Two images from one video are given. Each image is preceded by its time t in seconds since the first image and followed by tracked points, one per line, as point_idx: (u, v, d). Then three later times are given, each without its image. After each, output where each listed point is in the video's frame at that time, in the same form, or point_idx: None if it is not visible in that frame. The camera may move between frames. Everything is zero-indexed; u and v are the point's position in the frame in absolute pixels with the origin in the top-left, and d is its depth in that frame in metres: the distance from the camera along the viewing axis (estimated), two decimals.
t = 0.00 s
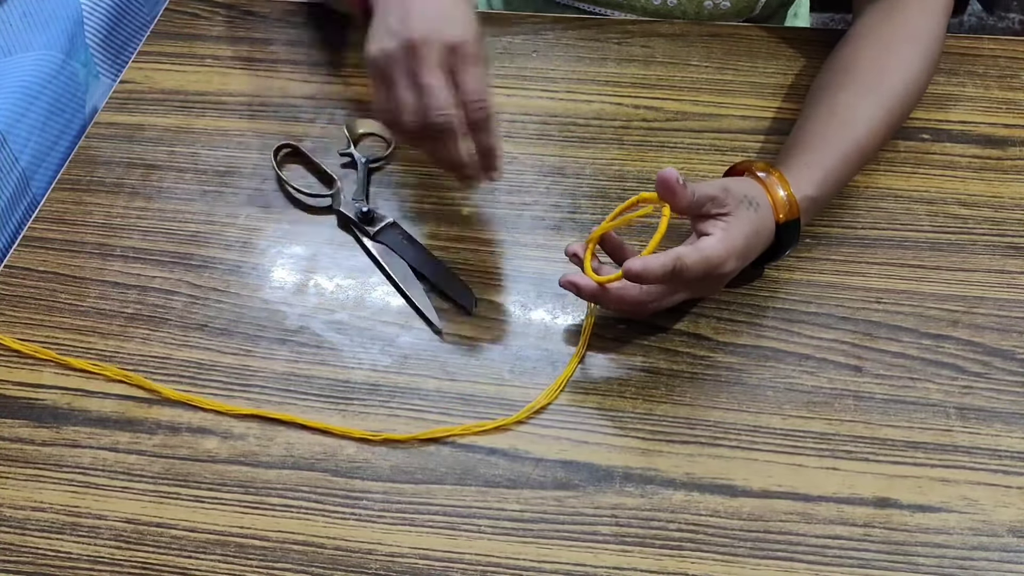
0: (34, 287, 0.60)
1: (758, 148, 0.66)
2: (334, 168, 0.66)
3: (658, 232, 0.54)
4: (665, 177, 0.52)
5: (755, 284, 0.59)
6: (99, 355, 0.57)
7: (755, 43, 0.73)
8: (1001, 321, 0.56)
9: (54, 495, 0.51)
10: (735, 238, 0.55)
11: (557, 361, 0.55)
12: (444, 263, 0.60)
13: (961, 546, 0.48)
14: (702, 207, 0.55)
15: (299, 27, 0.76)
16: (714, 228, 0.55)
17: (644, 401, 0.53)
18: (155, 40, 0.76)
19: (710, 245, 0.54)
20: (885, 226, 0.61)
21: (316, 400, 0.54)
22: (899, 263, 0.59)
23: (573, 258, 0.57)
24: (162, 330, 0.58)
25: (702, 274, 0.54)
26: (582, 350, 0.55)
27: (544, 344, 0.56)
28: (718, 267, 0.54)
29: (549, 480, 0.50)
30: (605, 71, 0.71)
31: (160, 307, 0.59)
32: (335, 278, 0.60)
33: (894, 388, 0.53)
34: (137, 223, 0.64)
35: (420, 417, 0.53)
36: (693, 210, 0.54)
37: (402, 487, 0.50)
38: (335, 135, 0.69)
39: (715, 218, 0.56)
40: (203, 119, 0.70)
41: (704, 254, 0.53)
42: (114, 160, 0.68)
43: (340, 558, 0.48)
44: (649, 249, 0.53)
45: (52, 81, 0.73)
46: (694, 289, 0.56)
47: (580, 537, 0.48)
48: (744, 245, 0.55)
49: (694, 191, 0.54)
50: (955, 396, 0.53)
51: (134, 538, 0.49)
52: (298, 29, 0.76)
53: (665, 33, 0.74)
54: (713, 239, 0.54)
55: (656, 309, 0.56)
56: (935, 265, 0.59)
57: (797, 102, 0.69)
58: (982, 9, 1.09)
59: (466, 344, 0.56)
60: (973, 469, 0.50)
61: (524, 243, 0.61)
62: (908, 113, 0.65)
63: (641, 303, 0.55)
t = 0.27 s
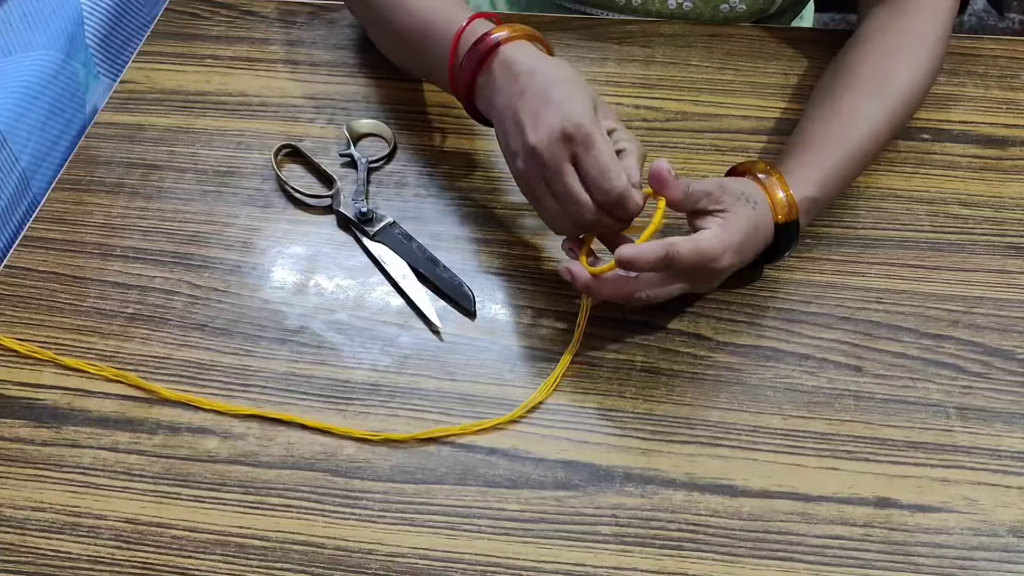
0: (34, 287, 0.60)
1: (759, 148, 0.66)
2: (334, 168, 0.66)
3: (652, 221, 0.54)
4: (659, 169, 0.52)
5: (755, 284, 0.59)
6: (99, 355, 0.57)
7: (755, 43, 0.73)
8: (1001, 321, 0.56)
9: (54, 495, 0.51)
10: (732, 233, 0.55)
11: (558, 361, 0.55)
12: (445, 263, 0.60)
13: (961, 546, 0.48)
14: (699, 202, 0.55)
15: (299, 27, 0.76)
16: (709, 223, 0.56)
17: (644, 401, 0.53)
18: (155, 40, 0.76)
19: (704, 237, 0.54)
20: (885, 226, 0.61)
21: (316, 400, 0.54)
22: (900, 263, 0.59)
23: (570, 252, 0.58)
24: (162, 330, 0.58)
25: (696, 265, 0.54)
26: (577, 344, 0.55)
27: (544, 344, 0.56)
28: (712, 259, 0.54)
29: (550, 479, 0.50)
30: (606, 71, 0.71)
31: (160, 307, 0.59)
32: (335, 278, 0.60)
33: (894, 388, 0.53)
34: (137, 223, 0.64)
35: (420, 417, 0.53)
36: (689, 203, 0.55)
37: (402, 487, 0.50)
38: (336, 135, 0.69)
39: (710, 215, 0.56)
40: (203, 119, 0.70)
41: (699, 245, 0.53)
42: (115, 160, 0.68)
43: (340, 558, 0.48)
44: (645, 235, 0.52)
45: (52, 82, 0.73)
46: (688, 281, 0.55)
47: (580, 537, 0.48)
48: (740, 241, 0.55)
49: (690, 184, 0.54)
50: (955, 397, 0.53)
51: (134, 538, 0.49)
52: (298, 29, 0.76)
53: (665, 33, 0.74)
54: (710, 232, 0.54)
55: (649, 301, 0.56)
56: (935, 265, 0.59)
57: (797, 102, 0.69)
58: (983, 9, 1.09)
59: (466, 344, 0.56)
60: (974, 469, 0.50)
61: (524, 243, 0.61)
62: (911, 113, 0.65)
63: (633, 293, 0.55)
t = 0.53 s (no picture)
0: (34, 287, 0.60)
1: (759, 148, 0.66)
2: (334, 168, 0.66)
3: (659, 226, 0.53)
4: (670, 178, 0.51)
5: (755, 284, 0.59)
6: (99, 355, 0.57)
7: (755, 43, 0.73)
8: (1001, 321, 0.56)
9: (54, 495, 0.51)
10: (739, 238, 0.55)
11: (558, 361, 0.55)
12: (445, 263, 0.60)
13: (961, 546, 0.48)
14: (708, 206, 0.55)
15: (299, 27, 0.76)
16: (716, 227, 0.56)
17: (643, 401, 0.53)
18: (155, 40, 0.76)
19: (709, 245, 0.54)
20: (885, 227, 0.61)
21: (316, 400, 0.54)
22: (900, 263, 0.59)
23: (578, 252, 0.58)
24: (162, 330, 0.58)
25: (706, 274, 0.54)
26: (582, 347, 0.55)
27: (544, 344, 0.56)
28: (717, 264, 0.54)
29: (549, 480, 0.50)
30: (606, 72, 0.71)
31: (160, 307, 0.59)
32: (335, 278, 0.60)
33: (894, 388, 0.53)
34: (137, 223, 0.64)
35: (420, 417, 0.53)
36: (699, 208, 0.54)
37: (402, 487, 0.50)
38: (336, 135, 0.69)
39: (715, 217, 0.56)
40: (202, 119, 0.70)
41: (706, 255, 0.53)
42: (114, 160, 0.68)
43: (340, 557, 0.48)
44: (654, 244, 0.52)
45: (52, 82, 0.73)
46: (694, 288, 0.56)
47: (580, 537, 0.48)
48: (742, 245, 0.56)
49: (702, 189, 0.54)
50: (955, 397, 0.53)
51: (134, 538, 0.49)
52: (298, 29, 0.76)
53: (665, 34, 0.74)
54: (719, 238, 0.55)
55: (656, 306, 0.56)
56: (936, 265, 0.59)
57: (798, 102, 0.69)
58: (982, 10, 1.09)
59: (466, 344, 0.56)
60: (973, 469, 0.50)
61: (524, 243, 0.61)
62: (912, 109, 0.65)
63: (642, 299, 0.55)
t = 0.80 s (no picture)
0: (34, 287, 0.60)
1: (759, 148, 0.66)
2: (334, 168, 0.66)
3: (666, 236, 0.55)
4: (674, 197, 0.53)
5: (754, 284, 0.59)
6: (99, 355, 0.57)
7: (755, 43, 0.73)
8: (1001, 322, 0.56)
9: (54, 495, 0.51)
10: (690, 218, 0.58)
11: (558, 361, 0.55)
12: (445, 262, 0.60)
13: (961, 546, 0.48)
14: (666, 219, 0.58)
15: (299, 27, 0.76)
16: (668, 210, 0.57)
17: (643, 401, 0.53)
18: (155, 40, 0.76)
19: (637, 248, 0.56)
20: (885, 227, 0.61)
21: (316, 400, 0.54)
22: (899, 263, 0.59)
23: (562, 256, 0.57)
24: (162, 330, 0.58)
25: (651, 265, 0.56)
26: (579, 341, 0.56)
27: (544, 344, 0.56)
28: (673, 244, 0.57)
29: (550, 480, 0.50)
30: (605, 72, 0.71)
31: (160, 307, 0.59)
32: (335, 278, 0.60)
33: (894, 388, 0.53)
34: (137, 223, 0.64)
35: (420, 417, 0.53)
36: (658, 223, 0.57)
37: (402, 487, 0.50)
38: (336, 135, 0.69)
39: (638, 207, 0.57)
40: (203, 119, 0.70)
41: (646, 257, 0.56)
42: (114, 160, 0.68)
43: (340, 557, 0.48)
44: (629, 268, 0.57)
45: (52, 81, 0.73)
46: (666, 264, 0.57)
47: (580, 537, 0.48)
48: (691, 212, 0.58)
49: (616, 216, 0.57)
50: (955, 397, 0.53)
51: (134, 538, 0.49)
52: (298, 29, 0.76)
53: (665, 34, 0.74)
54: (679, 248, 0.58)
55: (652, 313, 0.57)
56: (936, 265, 0.59)
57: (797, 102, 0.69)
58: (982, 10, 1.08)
59: (465, 344, 0.56)
60: (973, 469, 0.50)
61: (524, 242, 0.61)
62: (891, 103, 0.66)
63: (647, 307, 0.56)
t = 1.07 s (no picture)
0: (34, 287, 0.61)
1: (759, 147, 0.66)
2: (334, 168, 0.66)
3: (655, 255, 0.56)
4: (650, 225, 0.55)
5: (754, 283, 0.59)
6: (99, 355, 0.57)
7: (755, 44, 0.73)
8: (1001, 321, 0.56)
9: (55, 495, 0.51)
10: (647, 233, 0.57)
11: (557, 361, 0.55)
12: (445, 263, 0.60)
13: (961, 546, 0.48)
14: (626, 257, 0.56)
15: (299, 27, 0.76)
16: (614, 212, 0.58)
17: (643, 401, 0.53)
18: (155, 40, 0.76)
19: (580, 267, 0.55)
20: (885, 226, 0.61)
21: (315, 400, 0.54)
22: (899, 263, 0.59)
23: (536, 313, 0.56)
24: (162, 331, 0.58)
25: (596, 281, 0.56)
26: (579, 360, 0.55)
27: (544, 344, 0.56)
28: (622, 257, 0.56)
29: (549, 480, 0.50)
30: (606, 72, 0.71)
31: (160, 307, 0.59)
32: (335, 278, 0.60)
33: (894, 388, 0.53)
34: (137, 223, 0.64)
35: (419, 417, 0.53)
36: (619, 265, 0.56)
37: (402, 487, 0.50)
38: (336, 135, 0.69)
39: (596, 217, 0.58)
40: (203, 119, 0.70)
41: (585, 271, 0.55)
42: (115, 160, 0.68)
43: (340, 557, 0.48)
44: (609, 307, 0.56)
45: (52, 81, 0.73)
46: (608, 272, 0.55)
47: (580, 537, 0.48)
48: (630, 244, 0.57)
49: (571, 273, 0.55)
50: (955, 396, 0.53)
51: (134, 538, 0.49)
52: (298, 29, 0.76)
53: (665, 33, 0.74)
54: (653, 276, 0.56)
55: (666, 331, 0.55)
56: (936, 264, 0.59)
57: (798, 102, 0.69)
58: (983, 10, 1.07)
59: (465, 344, 0.56)
60: (973, 469, 0.50)
61: (524, 243, 0.61)
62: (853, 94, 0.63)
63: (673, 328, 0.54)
